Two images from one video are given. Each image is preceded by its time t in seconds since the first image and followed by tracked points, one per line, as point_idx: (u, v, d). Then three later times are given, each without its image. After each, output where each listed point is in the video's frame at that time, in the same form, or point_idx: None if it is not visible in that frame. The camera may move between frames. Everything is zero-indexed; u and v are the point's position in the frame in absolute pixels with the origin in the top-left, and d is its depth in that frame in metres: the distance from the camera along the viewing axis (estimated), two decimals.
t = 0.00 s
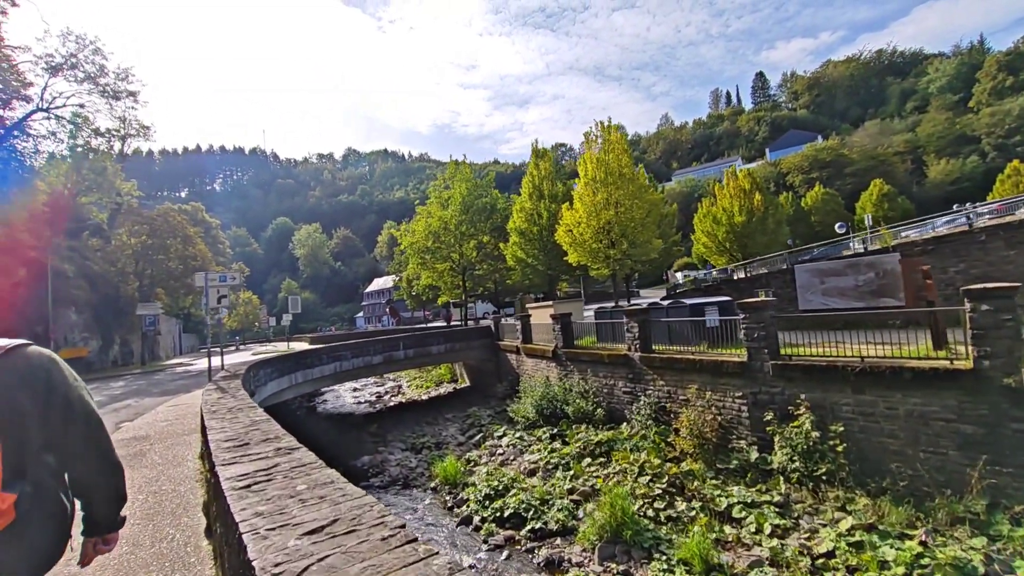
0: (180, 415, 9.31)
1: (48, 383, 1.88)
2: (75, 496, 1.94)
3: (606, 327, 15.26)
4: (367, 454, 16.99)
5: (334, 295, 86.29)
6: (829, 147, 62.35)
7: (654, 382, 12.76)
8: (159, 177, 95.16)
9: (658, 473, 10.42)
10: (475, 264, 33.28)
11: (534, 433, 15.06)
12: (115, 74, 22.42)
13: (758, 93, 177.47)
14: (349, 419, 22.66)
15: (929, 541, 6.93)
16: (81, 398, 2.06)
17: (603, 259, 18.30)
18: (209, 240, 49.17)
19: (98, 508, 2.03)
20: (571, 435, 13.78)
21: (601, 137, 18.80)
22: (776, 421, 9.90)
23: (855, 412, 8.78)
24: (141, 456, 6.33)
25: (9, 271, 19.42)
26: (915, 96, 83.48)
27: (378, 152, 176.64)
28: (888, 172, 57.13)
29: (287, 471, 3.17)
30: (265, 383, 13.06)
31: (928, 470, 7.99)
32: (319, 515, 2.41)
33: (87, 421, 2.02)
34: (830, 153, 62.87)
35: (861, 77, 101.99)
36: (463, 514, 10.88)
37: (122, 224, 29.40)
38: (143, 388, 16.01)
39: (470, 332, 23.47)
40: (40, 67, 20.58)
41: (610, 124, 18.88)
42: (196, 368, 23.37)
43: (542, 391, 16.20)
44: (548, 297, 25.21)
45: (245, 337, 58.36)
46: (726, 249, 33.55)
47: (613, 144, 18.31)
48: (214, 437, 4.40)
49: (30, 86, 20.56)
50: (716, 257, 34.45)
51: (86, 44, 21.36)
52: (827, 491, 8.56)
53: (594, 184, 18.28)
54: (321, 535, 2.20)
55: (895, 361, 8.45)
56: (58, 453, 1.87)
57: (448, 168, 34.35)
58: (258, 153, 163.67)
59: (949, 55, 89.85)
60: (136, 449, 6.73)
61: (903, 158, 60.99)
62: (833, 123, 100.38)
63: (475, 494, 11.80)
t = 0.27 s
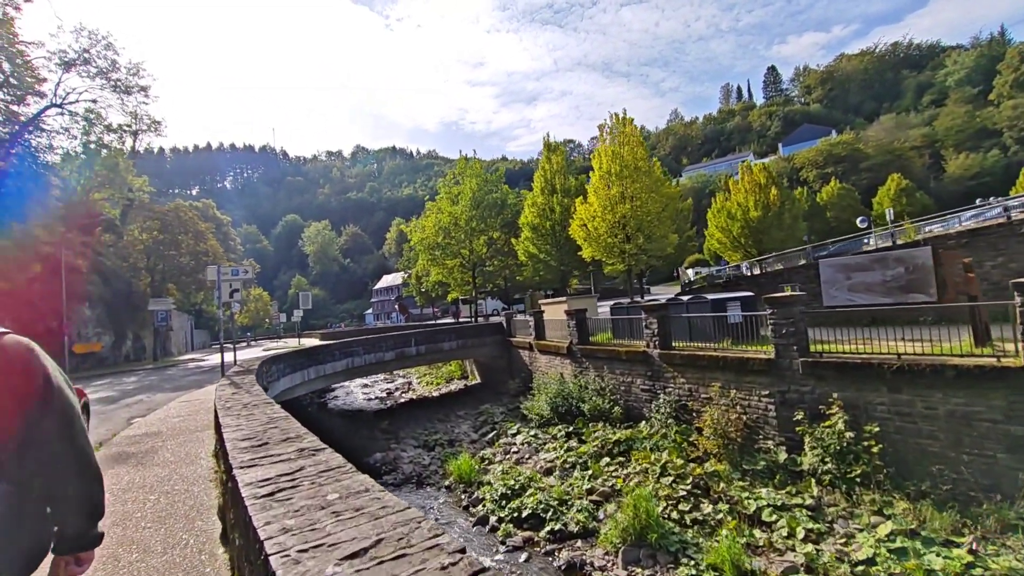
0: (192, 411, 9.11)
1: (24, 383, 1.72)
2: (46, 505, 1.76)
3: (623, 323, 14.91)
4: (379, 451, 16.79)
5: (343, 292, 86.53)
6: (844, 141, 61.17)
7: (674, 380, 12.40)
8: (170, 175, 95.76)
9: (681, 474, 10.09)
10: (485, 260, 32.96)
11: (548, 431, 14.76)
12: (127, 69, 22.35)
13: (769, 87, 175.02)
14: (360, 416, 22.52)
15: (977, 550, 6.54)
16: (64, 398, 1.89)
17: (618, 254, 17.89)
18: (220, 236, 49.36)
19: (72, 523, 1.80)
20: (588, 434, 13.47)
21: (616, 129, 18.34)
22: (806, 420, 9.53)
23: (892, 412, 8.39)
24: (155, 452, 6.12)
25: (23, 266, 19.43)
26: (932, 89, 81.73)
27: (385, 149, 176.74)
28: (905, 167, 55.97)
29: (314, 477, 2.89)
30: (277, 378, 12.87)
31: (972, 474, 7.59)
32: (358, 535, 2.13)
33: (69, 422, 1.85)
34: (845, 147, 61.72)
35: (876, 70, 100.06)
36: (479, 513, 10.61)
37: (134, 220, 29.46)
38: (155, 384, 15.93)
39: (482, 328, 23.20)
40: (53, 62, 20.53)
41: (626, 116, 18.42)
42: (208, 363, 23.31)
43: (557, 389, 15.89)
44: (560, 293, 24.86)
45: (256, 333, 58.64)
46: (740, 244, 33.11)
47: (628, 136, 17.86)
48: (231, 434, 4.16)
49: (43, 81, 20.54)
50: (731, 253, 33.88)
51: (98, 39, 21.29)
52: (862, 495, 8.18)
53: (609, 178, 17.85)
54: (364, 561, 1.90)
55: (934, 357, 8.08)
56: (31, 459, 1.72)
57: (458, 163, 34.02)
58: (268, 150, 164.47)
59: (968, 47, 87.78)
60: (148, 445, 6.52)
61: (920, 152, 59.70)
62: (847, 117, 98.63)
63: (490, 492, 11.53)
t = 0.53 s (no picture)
0: (206, 410, 8.90)
1: None
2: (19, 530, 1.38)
3: (642, 321, 14.50)
4: (392, 449, 16.57)
5: (353, 289, 86.81)
6: (862, 136, 59.89)
7: (697, 379, 12.01)
8: (183, 173, 96.59)
9: (707, 478, 9.71)
10: (497, 256, 32.63)
11: (565, 431, 14.43)
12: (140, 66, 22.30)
13: (782, 82, 172.36)
14: (372, 413, 22.35)
15: None
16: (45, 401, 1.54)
17: (635, 251, 17.44)
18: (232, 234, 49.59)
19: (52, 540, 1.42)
20: (606, 435, 13.11)
21: (633, 122, 17.87)
22: (842, 423, 9.10)
23: (936, 416, 7.95)
24: (167, 453, 5.88)
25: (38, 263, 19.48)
26: (952, 82, 79.78)
27: (395, 147, 176.95)
28: (925, 161, 54.60)
29: (349, 500, 2.55)
30: (290, 376, 12.67)
31: None
32: None
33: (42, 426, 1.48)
34: (863, 141, 60.41)
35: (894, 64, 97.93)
36: (496, 516, 10.32)
37: (147, 218, 29.58)
38: (168, 381, 15.83)
39: (494, 326, 22.89)
40: (67, 59, 20.53)
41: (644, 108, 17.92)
42: (221, 360, 23.27)
43: (573, 388, 15.52)
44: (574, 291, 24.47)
45: (268, 330, 58.96)
46: (757, 241, 32.47)
47: (646, 129, 17.38)
48: (250, 443, 3.85)
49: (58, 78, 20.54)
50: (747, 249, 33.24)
51: (111, 35, 21.22)
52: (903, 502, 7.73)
53: (626, 172, 17.40)
54: None
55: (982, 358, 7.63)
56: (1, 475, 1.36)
57: (469, 159, 33.68)
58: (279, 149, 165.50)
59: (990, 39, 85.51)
60: (160, 446, 6.29)
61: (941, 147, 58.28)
62: (863, 111, 96.73)
63: (507, 494, 11.21)
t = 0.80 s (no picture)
0: (220, 407, 8.72)
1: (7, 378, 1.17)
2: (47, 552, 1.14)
3: (663, 317, 14.12)
4: (406, 447, 16.38)
5: (364, 286, 87.05)
6: (881, 128, 58.51)
7: (723, 378, 11.62)
8: (196, 171, 97.48)
9: (737, 480, 9.34)
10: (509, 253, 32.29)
11: (583, 430, 14.11)
12: (154, 62, 22.29)
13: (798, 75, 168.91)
14: (385, 410, 22.21)
15: None
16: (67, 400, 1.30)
17: (654, 246, 17.03)
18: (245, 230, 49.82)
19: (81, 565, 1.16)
20: (626, 434, 12.77)
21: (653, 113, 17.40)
22: (880, 424, 8.68)
23: (986, 417, 7.53)
24: (182, 452, 5.66)
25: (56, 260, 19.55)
26: (975, 73, 77.57)
27: (405, 144, 177.12)
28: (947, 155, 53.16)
29: (397, 524, 2.25)
30: (306, 372, 12.50)
31: None
32: None
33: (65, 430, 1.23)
34: (882, 135, 58.77)
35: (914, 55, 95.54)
36: (516, 517, 10.03)
37: (162, 215, 29.72)
38: (183, 377, 15.75)
39: (509, 322, 22.60)
40: (82, 55, 20.54)
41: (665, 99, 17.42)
42: (235, 357, 23.27)
43: (591, 385, 15.17)
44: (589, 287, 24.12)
45: (280, 327, 59.29)
46: (775, 236, 31.78)
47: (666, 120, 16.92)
48: (272, 447, 3.59)
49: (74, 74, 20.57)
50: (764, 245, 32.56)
51: (126, 31, 21.20)
52: (949, 508, 7.31)
53: (645, 164, 16.94)
54: None
55: None
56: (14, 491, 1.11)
57: (481, 154, 33.36)
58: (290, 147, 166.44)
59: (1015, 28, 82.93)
60: (175, 444, 6.09)
61: (964, 140, 56.68)
62: (881, 104, 94.56)
63: (527, 494, 10.91)
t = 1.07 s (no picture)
0: (230, 407, 8.51)
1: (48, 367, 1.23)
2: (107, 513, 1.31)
3: (680, 317, 13.75)
4: (416, 447, 16.14)
5: (372, 284, 87.12)
6: (895, 125, 57.53)
7: (744, 379, 11.28)
8: (205, 170, 97.95)
9: (761, 486, 8.99)
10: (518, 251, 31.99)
11: (597, 431, 13.80)
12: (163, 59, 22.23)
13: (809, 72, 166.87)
14: (394, 409, 22.01)
15: None
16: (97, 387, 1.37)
17: (669, 244, 16.65)
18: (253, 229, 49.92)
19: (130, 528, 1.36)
20: (643, 436, 12.44)
21: (669, 108, 17.01)
22: (915, 430, 8.30)
23: None
24: (189, 456, 5.41)
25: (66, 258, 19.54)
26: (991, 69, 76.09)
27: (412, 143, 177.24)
28: (963, 152, 52.14)
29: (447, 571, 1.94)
30: (316, 371, 12.30)
31: None
32: None
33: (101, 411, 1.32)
34: (896, 132, 57.75)
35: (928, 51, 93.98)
36: (531, 521, 9.75)
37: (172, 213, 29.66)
38: (192, 376, 15.62)
39: (519, 322, 22.33)
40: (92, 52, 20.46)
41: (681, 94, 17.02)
42: (244, 355, 23.14)
43: (604, 386, 14.83)
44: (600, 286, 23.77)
45: (288, 325, 59.41)
46: (789, 235, 31.24)
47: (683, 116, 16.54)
48: (288, 461, 3.29)
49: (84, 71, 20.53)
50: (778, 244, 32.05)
51: (135, 28, 21.14)
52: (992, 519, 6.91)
53: (661, 161, 16.55)
54: None
55: None
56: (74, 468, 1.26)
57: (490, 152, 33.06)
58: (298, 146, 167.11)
59: None
60: (182, 448, 5.84)
61: (981, 137, 55.59)
62: (895, 101, 93.11)
63: (541, 498, 10.61)
